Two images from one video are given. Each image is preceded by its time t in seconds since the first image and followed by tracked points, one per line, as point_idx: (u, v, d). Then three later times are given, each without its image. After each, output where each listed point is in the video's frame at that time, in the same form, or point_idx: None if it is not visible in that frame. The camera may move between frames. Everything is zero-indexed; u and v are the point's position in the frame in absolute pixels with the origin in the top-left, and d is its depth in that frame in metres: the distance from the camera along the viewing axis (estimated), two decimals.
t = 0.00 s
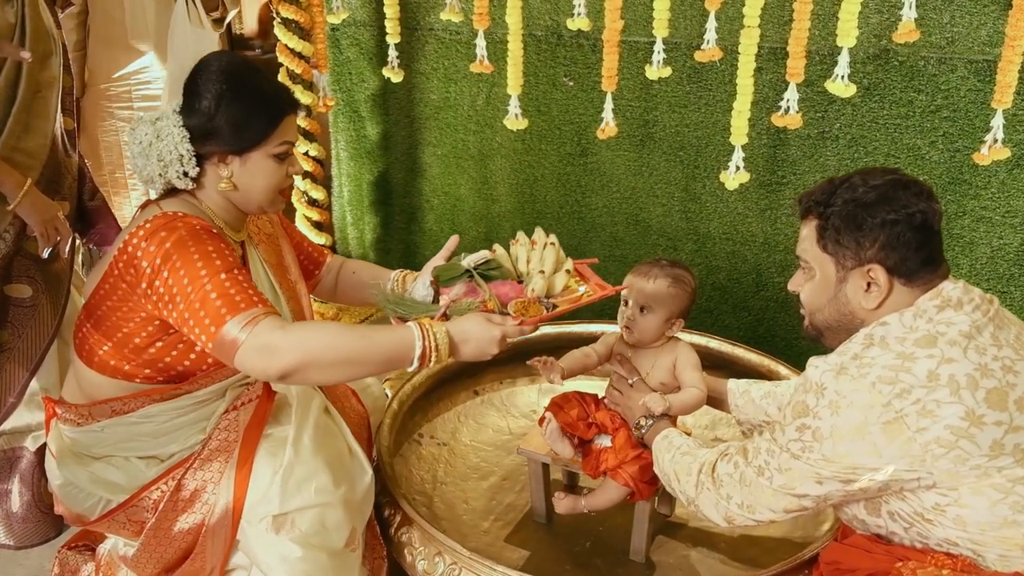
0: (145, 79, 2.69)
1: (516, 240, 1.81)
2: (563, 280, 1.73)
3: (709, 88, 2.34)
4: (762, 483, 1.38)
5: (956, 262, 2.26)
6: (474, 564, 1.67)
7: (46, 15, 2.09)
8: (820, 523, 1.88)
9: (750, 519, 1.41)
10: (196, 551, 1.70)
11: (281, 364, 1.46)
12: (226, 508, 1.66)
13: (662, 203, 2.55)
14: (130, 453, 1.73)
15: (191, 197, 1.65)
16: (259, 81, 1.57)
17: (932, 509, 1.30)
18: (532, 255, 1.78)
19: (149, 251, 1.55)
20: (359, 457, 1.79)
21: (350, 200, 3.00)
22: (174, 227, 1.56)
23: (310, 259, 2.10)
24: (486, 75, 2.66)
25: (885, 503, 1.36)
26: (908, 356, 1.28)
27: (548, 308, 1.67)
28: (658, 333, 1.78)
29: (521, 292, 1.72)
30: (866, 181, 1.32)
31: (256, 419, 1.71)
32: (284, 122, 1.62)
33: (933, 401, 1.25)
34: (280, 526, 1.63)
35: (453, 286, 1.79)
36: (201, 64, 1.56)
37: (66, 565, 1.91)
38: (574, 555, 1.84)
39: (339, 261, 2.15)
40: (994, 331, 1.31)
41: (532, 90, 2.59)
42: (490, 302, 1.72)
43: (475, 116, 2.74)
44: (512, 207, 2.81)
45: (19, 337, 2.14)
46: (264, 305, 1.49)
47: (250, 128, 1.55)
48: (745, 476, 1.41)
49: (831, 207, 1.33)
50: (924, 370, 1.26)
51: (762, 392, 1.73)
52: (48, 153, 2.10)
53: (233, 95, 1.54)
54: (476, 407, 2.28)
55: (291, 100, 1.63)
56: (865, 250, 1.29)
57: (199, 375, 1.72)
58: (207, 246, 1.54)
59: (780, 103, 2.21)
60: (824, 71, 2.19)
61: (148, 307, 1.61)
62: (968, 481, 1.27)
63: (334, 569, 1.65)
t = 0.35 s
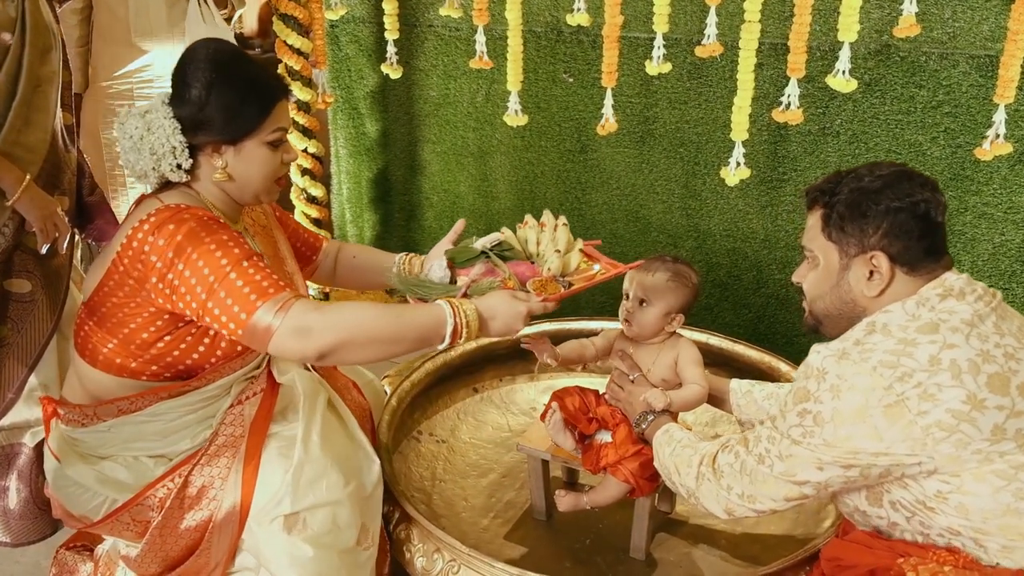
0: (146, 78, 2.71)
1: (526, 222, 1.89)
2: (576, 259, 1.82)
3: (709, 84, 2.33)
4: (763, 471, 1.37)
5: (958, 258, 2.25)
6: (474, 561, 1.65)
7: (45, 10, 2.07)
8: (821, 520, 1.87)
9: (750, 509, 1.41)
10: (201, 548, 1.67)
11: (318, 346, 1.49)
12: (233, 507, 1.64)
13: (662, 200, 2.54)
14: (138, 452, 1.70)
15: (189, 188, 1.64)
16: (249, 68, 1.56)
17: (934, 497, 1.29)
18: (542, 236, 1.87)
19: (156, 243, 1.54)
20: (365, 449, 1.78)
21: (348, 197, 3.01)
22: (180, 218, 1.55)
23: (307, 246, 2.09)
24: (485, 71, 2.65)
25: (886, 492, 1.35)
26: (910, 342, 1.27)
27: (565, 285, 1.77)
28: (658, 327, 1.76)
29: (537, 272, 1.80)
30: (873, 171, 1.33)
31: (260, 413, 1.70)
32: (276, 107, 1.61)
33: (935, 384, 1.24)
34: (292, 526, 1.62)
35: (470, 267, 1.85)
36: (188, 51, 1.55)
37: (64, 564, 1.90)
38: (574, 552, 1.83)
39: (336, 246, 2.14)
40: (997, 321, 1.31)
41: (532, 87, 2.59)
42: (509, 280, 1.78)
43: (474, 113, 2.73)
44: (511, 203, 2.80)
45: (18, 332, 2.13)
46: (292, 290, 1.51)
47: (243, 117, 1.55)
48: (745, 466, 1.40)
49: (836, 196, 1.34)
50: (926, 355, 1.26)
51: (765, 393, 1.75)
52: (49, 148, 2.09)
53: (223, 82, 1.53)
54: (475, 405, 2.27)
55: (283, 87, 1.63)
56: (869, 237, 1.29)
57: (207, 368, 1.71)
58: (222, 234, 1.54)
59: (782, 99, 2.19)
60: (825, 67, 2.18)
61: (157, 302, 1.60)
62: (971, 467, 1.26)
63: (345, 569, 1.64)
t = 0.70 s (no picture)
0: (145, 74, 2.58)
1: (541, 205, 1.86)
2: (594, 241, 1.82)
3: (710, 78, 2.32)
4: (763, 452, 1.37)
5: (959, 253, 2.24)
6: (473, 555, 1.65)
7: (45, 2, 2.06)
8: (822, 515, 1.86)
9: (750, 493, 1.40)
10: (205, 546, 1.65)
11: (353, 331, 1.53)
12: (237, 507, 1.62)
13: (662, 195, 2.53)
14: (143, 450, 1.68)
15: (190, 184, 1.63)
16: (250, 61, 1.55)
17: (935, 481, 1.28)
18: (558, 219, 1.84)
19: (166, 241, 1.53)
20: (368, 444, 1.76)
21: (347, 193, 3.01)
22: (191, 215, 1.54)
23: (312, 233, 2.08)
24: (485, 66, 2.64)
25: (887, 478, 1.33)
26: (914, 323, 1.26)
27: (586, 268, 1.76)
28: (657, 318, 1.76)
29: (557, 255, 1.81)
30: (877, 160, 1.33)
31: (266, 410, 1.69)
32: (277, 101, 1.60)
33: (936, 362, 1.23)
34: (298, 525, 1.60)
35: (491, 252, 1.85)
36: (186, 45, 1.54)
37: (62, 561, 1.89)
38: (573, 547, 1.82)
39: (342, 232, 2.13)
40: (1001, 308, 1.30)
41: (532, 81, 2.58)
42: (531, 265, 1.79)
43: (474, 108, 2.71)
44: (511, 198, 2.79)
45: (19, 325, 2.12)
46: (320, 280, 1.53)
47: (243, 111, 1.53)
48: (746, 448, 1.40)
49: (840, 184, 1.35)
50: (929, 335, 1.25)
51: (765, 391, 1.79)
52: (48, 141, 2.09)
53: (223, 77, 1.51)
54: (475, 400, 2.26)
55: (284, 80, 1.61)
56: (871, 222, 1.29)
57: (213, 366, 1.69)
58: (236, 228, 1.53)
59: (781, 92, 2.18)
60: (825, 60, 2.17)
61: (167, 300, 1.58)
62: (972, 450, 1.24)
63: (349, 568, 1.63)
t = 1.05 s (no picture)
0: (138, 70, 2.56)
1: (551, 202, 1.85)
2: (606, 237, 1.80)
3: (711, 74, 2.30)
4: (765, 442, 1.35)
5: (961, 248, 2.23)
6: (471, 552, 1.63)
7: None
8: (823, 513, 1.85)
9: (751, 484, 1.38)
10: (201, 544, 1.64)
11: (370, 326, 1.54)
12: (234, 503, 1.61)
13: (663, 191, 2.52)
14: (141, 447, 1.68)
15: (193, 182, 1.62)
16: (248, 56, 1.52)
17: (939, 473, 1.26)
18: (570, 216, 1.83)
19: (172, 240, 1.51)
20: (368, 443, 1.75)
21: (347, 189, 3.00)
22: (198, 215, 1.52)
23: (318, 225, 2.06)
24: (484, 62, 2.62)
25: (893, 471, 1.32)
26: (920, 312, 1.25)
27: (597, 264, 1.76)
28: (657, 315, 1.76)
29: (569, 252, 1.80)
30: (879, 153, 1.33)
31: (265, 408, 1.68)
32: (277, 97, 1.57)
33: (943, 351, 1.22)
34: (294, 523, 1.59)
35: (504, 250, 1.83)
36: (183, 43, 1.52)
37: (58, 558, 1.88)
38: (573, 545, 1.81)
39: (348, 226, 2.12)
40: (1008, 300, 1.29)
41: (532, 77, 2.56)
42: (544, 263, 1.78)
43: (473, 104, 2.70)
44: (511, 194, 2.77)
45: (18, 319, 2.11)
46: (335, 277, 1.53)
47: (241, 109, 1.51)
48: (749, 439, 1.38)
49: (844, 177, 1.35)
50: (935, 324, 1.23)
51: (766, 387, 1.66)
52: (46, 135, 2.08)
53: (220, 74, 1.49)
54: (474, 397, 2.25)
55: (284, 74, 1.59)
56: (875, 213, 1.29)
57: (213, 363, 1.68)
58: (245, 227, 1.51)
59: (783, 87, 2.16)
60: (827, 55, 2.15)
61: (174, 299, 1.56)
62: (976, 441, 1.22)
63: (346, 567, 1.62)
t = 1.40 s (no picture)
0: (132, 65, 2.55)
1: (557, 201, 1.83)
2: (612, 236, 1.77)
3: (713, 70, 2.28)
4: (768, 436, 1.33)
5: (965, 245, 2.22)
6: (470, 551, 1.61)
7: None
8: (826, 512, 1.83)
9: (753, 479, 1.36)
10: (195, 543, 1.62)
11: (375, 319, 1.52)
12: (228, 501, 1.59)
13: (664, 188, 2.50)
14: (133, 443, 1.65)
15: (189, 175, 1.60)
16: (242, 47, 1.50)
17: (947, 468, 1.24)
18: (575, 216, 1.80)
19: (172, 234, 1.48)
20: (367, 441, 1.73)
21: (346, 185, 2.99)
22: (198, 209, 1.49)
23: (317, 220, 2.03)
24: (484, 57, 2.59)
25: (899, 467, 1.31)
26: (928, 303, 1.23)
27: (603, 263, 1.74)
28: (660, 311, 1.74)
29: (574, 249, 1.79)
30: (882, 146, 1.32)
31: (261, 405, 1.66)
32: (272, 89, 1.55)
33: (951, 343, 1.20)
34: (289, 521, 1.57)
35: (510, 246, 1.84)
36: (176, 35, 1.49)
37: (52, 557, 1.86)
38: (573, 544, 1.79)
39: (350, 221, 2.09)
40: (1017, 293, 1.27)
41: (532, 72, 2.54)
42: (549, 259, 1.77)
43: (473, 100, 2.68)
44: (511, 191, 2.75)
45: (13, 315, 2.09)
46: (338, 269, 1.51)
47: (236, 102, 1.49)
48: (752, 433, 1.36)
49: (847, 171, 1.33)
50: (943, 316, 1.21)
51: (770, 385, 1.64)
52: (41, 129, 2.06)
53: (213, 67, 1.47)
54: (473, 395, 2.23)
55: (279, 64, 1.57)
56: (880, 206, 1.27)
57: (210, 360, 1.66)
58: (248, 220, 1.49)
59: (786, 83, 2.14)
60: (829, 51, 2.13)
61: (173, 293, 1.54)
62: (986, 436, 1.20)
63: (342, 566, 1.59)
